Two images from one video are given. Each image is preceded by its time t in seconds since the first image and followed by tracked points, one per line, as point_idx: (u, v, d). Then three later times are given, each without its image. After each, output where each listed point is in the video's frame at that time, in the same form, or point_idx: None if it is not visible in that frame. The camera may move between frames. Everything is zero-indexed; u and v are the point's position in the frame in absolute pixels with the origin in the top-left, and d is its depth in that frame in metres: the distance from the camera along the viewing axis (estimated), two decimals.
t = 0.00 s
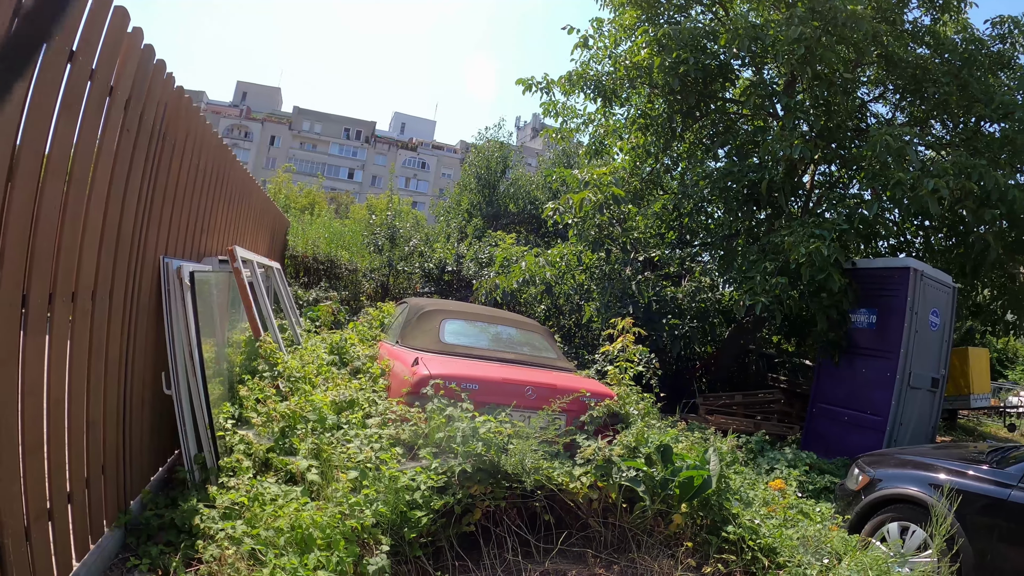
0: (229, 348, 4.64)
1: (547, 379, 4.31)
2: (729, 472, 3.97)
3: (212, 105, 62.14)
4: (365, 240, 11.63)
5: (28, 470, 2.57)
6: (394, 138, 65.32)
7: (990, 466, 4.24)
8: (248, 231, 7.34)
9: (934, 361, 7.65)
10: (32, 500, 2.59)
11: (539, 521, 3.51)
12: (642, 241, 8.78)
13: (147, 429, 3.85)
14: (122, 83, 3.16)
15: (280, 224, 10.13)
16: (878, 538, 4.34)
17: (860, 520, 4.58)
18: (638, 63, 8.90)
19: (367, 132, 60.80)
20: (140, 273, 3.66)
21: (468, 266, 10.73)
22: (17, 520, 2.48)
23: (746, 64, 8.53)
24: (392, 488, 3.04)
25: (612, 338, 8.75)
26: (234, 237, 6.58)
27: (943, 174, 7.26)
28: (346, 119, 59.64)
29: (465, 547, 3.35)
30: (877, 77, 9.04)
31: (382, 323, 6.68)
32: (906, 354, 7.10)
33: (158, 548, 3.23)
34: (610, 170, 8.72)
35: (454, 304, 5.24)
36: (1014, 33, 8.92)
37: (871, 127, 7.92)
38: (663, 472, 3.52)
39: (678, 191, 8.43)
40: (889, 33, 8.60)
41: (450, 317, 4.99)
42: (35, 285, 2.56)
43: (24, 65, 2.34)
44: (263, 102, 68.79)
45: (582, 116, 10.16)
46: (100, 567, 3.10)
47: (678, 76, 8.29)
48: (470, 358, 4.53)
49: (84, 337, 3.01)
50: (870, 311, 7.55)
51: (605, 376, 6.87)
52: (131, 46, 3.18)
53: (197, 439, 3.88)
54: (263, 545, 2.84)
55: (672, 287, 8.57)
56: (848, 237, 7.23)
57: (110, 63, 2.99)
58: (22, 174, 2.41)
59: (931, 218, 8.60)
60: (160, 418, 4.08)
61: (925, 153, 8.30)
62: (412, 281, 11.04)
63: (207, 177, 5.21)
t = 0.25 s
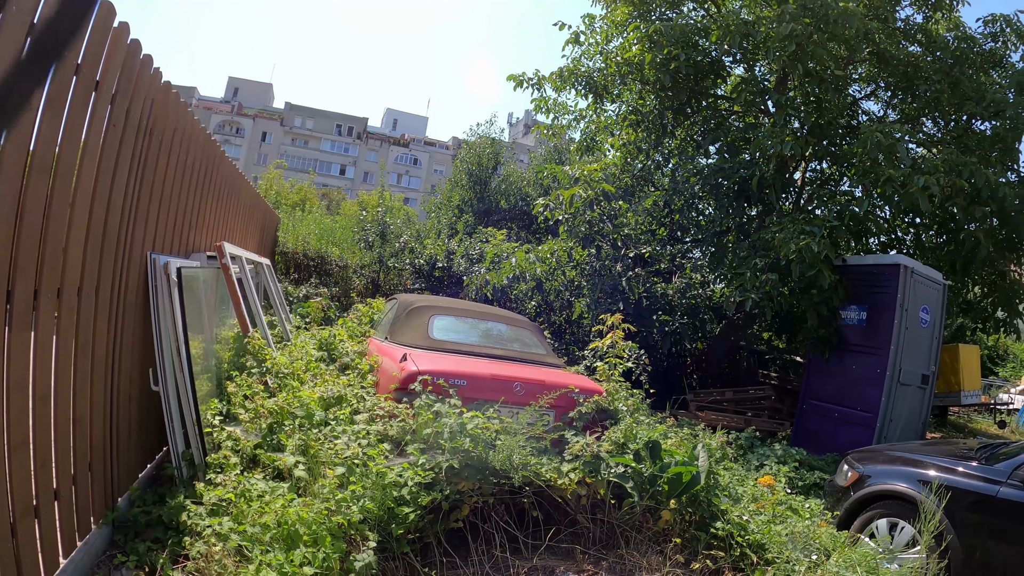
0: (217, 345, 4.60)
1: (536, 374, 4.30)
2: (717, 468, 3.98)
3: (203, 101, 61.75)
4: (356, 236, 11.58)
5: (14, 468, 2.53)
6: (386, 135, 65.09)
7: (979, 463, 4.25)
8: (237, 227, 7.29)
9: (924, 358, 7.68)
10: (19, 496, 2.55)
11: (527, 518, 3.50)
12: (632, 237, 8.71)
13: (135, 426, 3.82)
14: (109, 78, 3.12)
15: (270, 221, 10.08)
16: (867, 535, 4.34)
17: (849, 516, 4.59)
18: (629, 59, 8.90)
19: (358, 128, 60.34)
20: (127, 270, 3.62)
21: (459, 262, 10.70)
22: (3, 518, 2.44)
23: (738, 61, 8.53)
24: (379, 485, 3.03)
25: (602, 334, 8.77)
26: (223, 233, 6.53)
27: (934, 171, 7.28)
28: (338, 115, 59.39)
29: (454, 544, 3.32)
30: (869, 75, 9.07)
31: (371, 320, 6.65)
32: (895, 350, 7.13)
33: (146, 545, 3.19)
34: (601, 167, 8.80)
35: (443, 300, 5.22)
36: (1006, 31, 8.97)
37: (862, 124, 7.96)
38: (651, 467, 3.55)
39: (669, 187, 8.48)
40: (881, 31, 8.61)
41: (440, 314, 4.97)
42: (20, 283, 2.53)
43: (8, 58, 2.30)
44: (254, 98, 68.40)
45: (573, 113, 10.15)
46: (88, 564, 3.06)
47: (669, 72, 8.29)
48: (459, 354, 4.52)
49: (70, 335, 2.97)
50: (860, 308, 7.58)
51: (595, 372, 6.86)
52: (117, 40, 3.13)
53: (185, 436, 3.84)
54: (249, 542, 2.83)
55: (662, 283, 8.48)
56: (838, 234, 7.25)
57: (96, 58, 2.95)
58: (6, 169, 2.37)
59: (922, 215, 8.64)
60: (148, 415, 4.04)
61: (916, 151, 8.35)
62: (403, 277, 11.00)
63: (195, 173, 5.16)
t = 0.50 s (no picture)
0: (207, 342, 4.59)
1: (525, 371, 4.30)
2: (706, 465, 4.00)
3: (195, 97, 61.44)
4: (348, 233, 11.55)
5: (5, 464, 2.51)
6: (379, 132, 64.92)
7: (969, 460, 4.24)
8: (228, 225, 7.26)
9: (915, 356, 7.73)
10: (9, 494, 2.53)
11: (516, 514, 3.52)
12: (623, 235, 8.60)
13: (125, 424, 3.80)
14: (98, 75, 3.10)
15: (262, 218, 10.06)
16: (856, 531, 4.36)
17: (838, 513, 4.62)
18: (622, 57, 9.05)
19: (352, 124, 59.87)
20: (116, 267, 3.60)
21: (451, 260, 10.68)
22: None
23: (730, 59, 8.56)
24: (367, 481, 3.04)
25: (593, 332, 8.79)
26: (214, 231, 6.50)
27: (925, 169, 7.31)
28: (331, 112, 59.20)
29: (442, 541, 3.33)
30: (861, 73, 9.12)
31: (363, 317, 6.63)
32: (886, 348, 7.17)
33: (136, 542, 3.18)
34: (593, 163, 8.68)
35: (434, 298, 5.22)
36: (998, 31, 9.03)
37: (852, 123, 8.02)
38: (640, 464, 3.57)
39: (660, 184, 8.38)
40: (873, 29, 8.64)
41: (430, 311, 4.97)
42: (10, 280, 2.51)
43: None
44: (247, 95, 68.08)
45: (566, 110, 10.16)
46: (78, 561, 3.05)
47: (661, 70, 8.33)
48: (449, 351, 4.52)
49: (60, 333, 2.95)
50: (851, 306, 7.62)
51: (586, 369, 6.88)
52: (107, 38, 3.12)
53: (176, 433, 3.83)
54: (237, 538, 2.82)
55: (653, 281, 8.50)
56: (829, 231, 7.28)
57: (85, 55, 2.93)
58: None
59: (913, 214, 8.70)
60: (138, 412, 4.03)
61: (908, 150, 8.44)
62: (395, 274, 10.99)
63: (186, 171, 5.14)
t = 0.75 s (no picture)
0: (201, 338, 4.58)
1: (517, 368, 4.32)
2: (698, 462, 4.02)
3: (190, 94, 61.23)
4: (342, 231, 11.54)
5: None
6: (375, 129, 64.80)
7: (961, 458, 4.22)
8: (222, 223, 7.25)
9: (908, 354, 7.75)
10: (3, 489, 2.53)
11: (509, 510, 3.54)
12: (618, 232, 8.75)
13: (118, 420, 3.79)
14: (91, 72, 3.09)
15: (256, 215, 10.06)
16: (847, 528, 4.39)
17: (829, 510, 4.64)
18: (616, 54, 8.96)
19: (347, 121, 59.38)
20: (109, 264, 3.59)
21: (445, 257, 10.66)
22: None
23: (725, 57, 8.58)
24: (360, 477, 3.04)
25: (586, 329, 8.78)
26: (207, 228, 6.49)
27: (918, 167, 7.35)
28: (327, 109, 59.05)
29: (435, 537, 3.37)
30: (856, 72, 9.15)
31: (357, 314, 6.63)
32: (879, 345, 7.19)
33: (129, 538, 3.18)
34: (587, 161, 8.72)
35: (427, 295, 5.22)
36: (993, 30, 9.06)
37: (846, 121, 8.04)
38: (632, 461, 3.58)
39: (655, 182, 8.42)
40: (868, 27, 8.66)
41: (423, 308, 4.97)
42: (3, 278, 2.51)
43: None
44: (242, 92, 67.88)
45: (560, 107, 10.17)
46: (70, 557, 3.04)
47: (656, 67, 8.35)
48: (442, 348, 4.53)
49: (53, 330, 2.95)
50: (844, 303, 7.66)
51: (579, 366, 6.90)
52: (100, 35, 3.11)
53: (168, 429, 3.83)
54: (229, 533, 2.82)
55: (647, 278, 8.53)
56: (822, 229, 7.30)
57: (78, 52, 2.92)
58: None
59: (907, 212, 8.72)
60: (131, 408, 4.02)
61: (902, 148, 8.50)
62: (389, 271, 10.98)
63: (179, 168, 5.12)
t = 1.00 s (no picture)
0: (198, 336, 4.57)
1: (515, 366, 4.32)
2: (696, 460, 4.02)
3: (187, 92, 61.24)
4: (340, 229, 11.52)
5: None
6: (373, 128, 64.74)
7: (959, 455, 4.22)
8: (219, 221, 7.23)
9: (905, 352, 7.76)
10: None
11: (506, 508, 3.53)
12: (615, 230, 8.82)
13: (115, 418, 3.78)
14: (87, 71, 3.08)
15: (254, 214, 10.06)
16: (845, 526, 4.39)
17: (827, 507, 4.65)
18: (614, 53, 8.92)
19: (345, 120, 59.52)
20: (106, 263, 3.58)
21: (443, 255, 10.64)
22: None
23: (723, 55, 8.57)
24: (357, 475, 3.04)
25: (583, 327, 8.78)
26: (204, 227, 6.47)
27: (916, 166, 7.37)
28: (325, 108, 58.98)
29: (431, 535, 3.37)
30: (854, 70, 9.16)
31: (354, 312, 6.61)
32: (877, 343, 7.21)
33: (126, 535, 3.17)
34: (585, 159, 8.71)
35: (425, 293, 5.22)
36: (991, 28, 9.07)
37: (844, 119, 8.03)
38: (629, 459, 3.59)
39: (653, 180, 8.47)
40: (866, 26, 8.67)
41: (421, 306, 4.97)
42: None
43: None
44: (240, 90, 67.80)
45: (558, 106, 10.17)
46: (68, 555, 3.04)
47: (653, 65, 8.36)
48: (440, 346, 4.52)
49: (50, 328, 2.94)
50: (842, 301, 7.65)
51: (576, 364, 6.90)
52: (97, 34, 3.10)
53: (166, 427, 3.82)
54: (226, 531, 2.82)
55: (645, 276, 8.54)
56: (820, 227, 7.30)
57: (75, 51, 2.92)
58: None
59: (905, 210, 8.73)
60: (128, 407, 4.01)
61: (900, 147, 8.54)
62: (387, 270, 10.95)
63: (176, 166, 5.10)
